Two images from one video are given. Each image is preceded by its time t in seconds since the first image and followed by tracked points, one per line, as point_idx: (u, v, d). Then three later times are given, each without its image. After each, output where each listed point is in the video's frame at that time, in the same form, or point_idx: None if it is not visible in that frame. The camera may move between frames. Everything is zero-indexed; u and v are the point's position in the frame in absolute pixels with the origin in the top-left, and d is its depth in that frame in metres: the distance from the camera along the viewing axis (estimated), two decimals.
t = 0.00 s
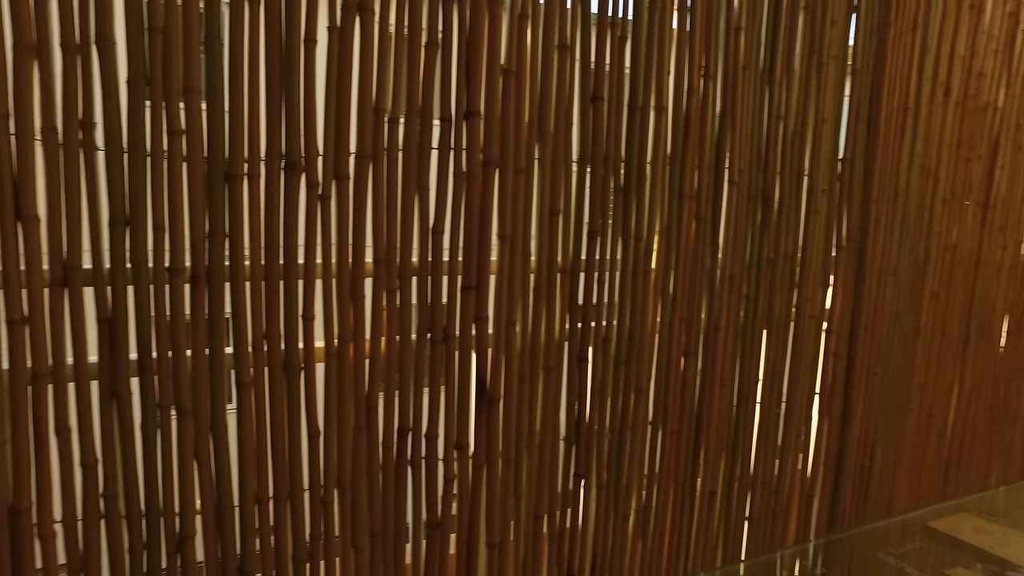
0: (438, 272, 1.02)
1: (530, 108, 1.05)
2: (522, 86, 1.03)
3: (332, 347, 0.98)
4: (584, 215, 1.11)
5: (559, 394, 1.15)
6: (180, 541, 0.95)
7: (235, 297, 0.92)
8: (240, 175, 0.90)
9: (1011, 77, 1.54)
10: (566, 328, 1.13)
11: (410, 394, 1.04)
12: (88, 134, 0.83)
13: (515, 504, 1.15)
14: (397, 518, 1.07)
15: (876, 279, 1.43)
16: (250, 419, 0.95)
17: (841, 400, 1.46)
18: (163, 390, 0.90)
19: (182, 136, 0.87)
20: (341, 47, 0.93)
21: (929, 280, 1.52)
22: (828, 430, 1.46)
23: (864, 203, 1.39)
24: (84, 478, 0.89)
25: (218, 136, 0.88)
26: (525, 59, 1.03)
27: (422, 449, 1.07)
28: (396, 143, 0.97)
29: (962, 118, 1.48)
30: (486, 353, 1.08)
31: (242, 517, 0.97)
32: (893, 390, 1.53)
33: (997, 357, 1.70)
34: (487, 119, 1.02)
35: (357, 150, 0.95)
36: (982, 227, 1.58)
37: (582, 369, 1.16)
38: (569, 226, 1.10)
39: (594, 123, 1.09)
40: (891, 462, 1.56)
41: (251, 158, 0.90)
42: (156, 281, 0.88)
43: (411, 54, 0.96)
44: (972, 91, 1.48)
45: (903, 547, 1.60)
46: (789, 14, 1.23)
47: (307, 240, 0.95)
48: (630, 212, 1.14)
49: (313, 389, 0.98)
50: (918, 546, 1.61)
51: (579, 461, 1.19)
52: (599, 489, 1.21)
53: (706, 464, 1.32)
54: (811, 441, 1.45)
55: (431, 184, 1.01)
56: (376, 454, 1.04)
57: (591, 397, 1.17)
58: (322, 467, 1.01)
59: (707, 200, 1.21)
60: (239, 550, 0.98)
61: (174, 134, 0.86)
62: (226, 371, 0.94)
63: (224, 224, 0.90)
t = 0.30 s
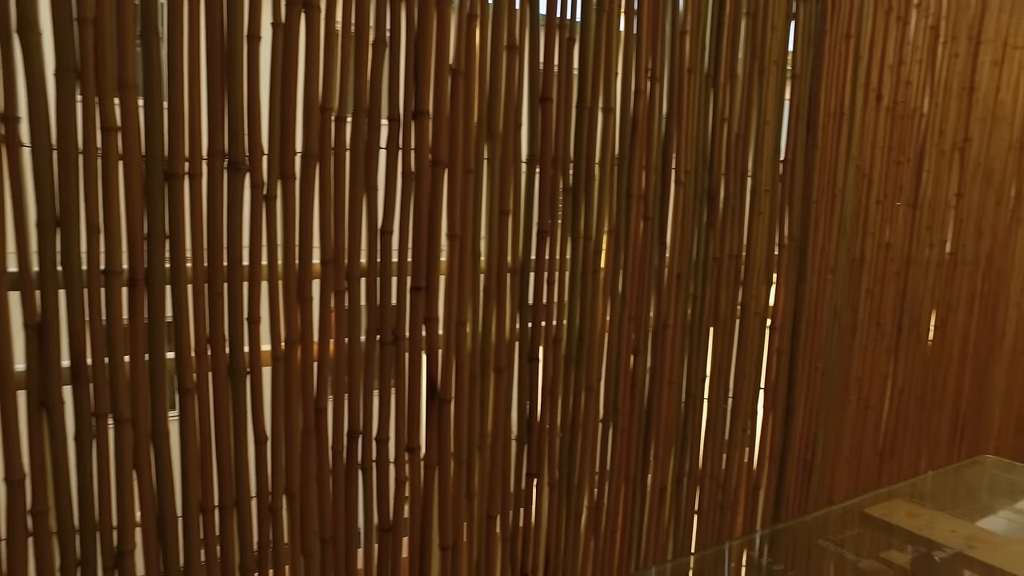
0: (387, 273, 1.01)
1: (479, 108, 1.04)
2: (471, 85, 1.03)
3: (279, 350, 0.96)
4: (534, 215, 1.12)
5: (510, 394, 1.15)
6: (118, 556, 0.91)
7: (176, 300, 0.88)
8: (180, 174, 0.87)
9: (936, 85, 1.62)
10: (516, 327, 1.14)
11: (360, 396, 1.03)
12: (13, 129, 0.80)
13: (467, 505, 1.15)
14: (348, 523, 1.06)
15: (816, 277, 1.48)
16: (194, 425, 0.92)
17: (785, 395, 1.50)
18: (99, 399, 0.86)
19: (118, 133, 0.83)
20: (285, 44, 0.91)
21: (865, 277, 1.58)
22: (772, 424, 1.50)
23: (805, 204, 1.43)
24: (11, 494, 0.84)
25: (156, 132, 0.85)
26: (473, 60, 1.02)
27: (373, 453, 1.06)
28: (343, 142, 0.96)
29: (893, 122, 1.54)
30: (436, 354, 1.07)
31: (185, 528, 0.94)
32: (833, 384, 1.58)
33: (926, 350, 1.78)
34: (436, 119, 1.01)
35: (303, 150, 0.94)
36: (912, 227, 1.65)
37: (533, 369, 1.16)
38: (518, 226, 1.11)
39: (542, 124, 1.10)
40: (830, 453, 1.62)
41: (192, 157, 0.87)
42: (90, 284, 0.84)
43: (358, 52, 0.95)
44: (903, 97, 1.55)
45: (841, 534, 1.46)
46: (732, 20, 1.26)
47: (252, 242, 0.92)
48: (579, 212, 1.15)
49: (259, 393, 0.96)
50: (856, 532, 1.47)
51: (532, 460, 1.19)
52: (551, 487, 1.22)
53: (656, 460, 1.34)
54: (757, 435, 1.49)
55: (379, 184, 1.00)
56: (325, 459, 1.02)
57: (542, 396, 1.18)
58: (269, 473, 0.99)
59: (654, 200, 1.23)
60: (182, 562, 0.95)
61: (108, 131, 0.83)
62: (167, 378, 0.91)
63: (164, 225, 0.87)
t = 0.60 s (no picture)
0: (335, 274, 0.99)
1: (427, 108, 1.04)
2: (419, 84, 1.02)
3: (223, 355, 0.94)
4: (484, 216, 1.12)
5: (461, 394, 1.14)
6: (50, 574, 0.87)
7: (112, 305, 0.85)
8: (115, 173, 0.84)
9: (869, 90, 1.69)
10: (467, 328, 1.13)
11: (308, 399, 1.01)
12: None
13: (420, 507, 1.14)
14: (297, 530, 1.04)
15: (760, 275, 1.52)
16: (133, 434, 0.89)
17: (731, 390, 1.54)
18: (28, 408, 0.83)
19: (47, 129, 0.80)
20: (228, 38, 0.88)
21: (806, 275, 1.63)
22: (720, 419, 1.53)
23: (748, 204, 1.47)
24: None
25: (88, 129, 0.82)
26: (422, 59, 1.02)
27: (322, 457, 1.04)
28: (288, 141, 0.94)
29: (830, 126, 1.60)
30: (386, 356, 1.06)
31: (123, 541, 0.91)
32: (777, 378, 1.63)
33: (863, 345, 1.85)
34: (384, 118, 1.00)
35: (247, 149, 0.91)
36: (849, 226, 1.71)
37: (484, 369, 1.16)
38: (468, 226, 1.10)
39: (492, 124, 1.10)
40: (775, 446, 1.66)
41: (129, 155, 0.84)
42: (17, 288, 0.81)
43: (303, 49, 0.93)
44: (839, 101, 1.61)
45: (785, 524, 1.62)
46: (677, 24, 1.28)
47: (194, 242, 0.90)
48: (528, 212, 1.16)
49: (202, 399, 0.93)
50: (799, 521, 1.64)
51: (484, 461, 1.19)
52: (504, 487, 1.22)
53: (608, 457, 1.35)
54: (705, 430, 1.51)
55: (326, 183, 0.98)
56: (273, 465, 1.00)
57: (493, 396, 1.18)
58: (215, 481, 0.96)
59: (603, 200, 1.24)
60: None
61: (36, 127, 0.79)
62: (104, 386, 0.87)
63: (98, 226, 0.84)
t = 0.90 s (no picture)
0: (283, 275, 0.98)
1: (376, 107, 1.02)
2: (368, 82, 1.01)
3: (165, 359, 0.90)
4: (434, 216, 1.11)
5: (413, 395, 1.14)
6: None
7: (43, 311, 0.82)
8: (44, 170, 0.80)
9: (810, 94, 1.75)
10: (417, 329, 1.12)
11: (256, 403, 0.99)
12: None
13: (373, 511, 1.12)
14: (246, 538, 1.01)
15: (707, 274, 1.55)
16: (67, 443, 0.85)
17: (680, 387, 1.57)
18: None
19: None
20: (167, 32, 0.86)
21: (751, 273, 1.67)
22: (670, 414, 1.56)
23: (695, 204, 1.50)
24: None
25: (13, 123, 0.78)
26: (370, 57, 1.01)
27: (271, 462, 1.02)
28: (231, 140, 0.92)
29: (773, 128, 1.64)
30: (336, 358, 1.04)
31: (56, 558, 0.86)
32: (724, 374, 1.67)
33: (805, 340, 1.91)
34: (332, 116, 0.98)
35: (188, 147, 0.89)
36: (791, 225, 1.76)
37: (436, 370, 1.15)
38: (418, 226, 1.09)
39: (442, 123, 1.09)
40: (723, 440, 1.70)
41: (59, 153, 0.81)
42: None
43: (247, 46, 0.91)
44: (781, 104, 1.65)
45: (734, 515, 1.53)
46: (625, 26, 1.30)
47: (132, 244, 0.87)
48: (479, 211, 1.15)
49: (143, 406, 0.90)
50: (747, 513, 1.55)
51: (437, 461, 1.18)
52: (458, 487, 1.22)
53: (560, 456, 1.36)
54: (656, 426, 1.54)
55: (272, 183, 0.96)
56: (220, 472, 0.97)
57: (445, 397, 1.18)
58: (159, 490, 0.92)
59: (553, 200, 1.25)
60: None
61: None
62: (35, 394, 0.84)
63: (27, 226, 0.80)
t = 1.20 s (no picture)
0: (236, 276, 0.95)
1: (332, 105, 1.01)
2: (323, 80, 1.00)
3: (112, 364, 0.87)
4: (391, 216, 1.10)
5: (371, 397, 1.12)
6: None
7: None
8: None
9: (762, 97, 1.79)
10: (375, 330, 1.11)
11: (209, 408, 0.96)
12: None
13: (331, 515, 1.10)
14: (200, 547, 0.98)
15: (663, 273, 1.58)
16: (6, 453, 0.82)
17: (639, 384, 1.59)
18: None
19: None
20: (111, 26, 0.83)
21: (706, 272, 1.70)
22: (629, 412, 1.57)
23: (652, 204, 1.52)
24: None
25: None
26: (324, 54, 0.99)
27: (226, 468, 0.99)
28: (181, 138, 0.89)
29: (726, 130, 1.67)
30: (292, 361, 1.03)
31: None
32: (681, 372, 1.69)
33: (760, 337, 1.95)
34: (286, 114, 0.97)
35: (135, 145, 0.86)
36: (745, 224, 1.80)
37: (394, 371, 1.14)
38: (375, 226, 1.09)
39: (399, 122, 1.08)
40: (681, 437, 1.73)
41: None
42: None
43: (197, 42, 0.89)
44: (735, 106, 1.69)
45: (692, 511, 1.53)
46: (583, 28, 1.31)
47: (75, 245, 0.84)
48: (437, 211, 1.15)
49: (89, 413, 0.87)
50: (705, 508, 1.55)
51: (397, 463, 1.17)
52: (418, 489, 1.21)
53: (521, 456, 1.37)
54: (615, 423, 1.55)
55: (224, 182, 0.94)
56: (172, 480, 0.94)
57: (405, 398, 1.17)
58: (106, 500, 0.89)
59: (511, 200, 1.25)
60: None
61: None
62: None
63: None
